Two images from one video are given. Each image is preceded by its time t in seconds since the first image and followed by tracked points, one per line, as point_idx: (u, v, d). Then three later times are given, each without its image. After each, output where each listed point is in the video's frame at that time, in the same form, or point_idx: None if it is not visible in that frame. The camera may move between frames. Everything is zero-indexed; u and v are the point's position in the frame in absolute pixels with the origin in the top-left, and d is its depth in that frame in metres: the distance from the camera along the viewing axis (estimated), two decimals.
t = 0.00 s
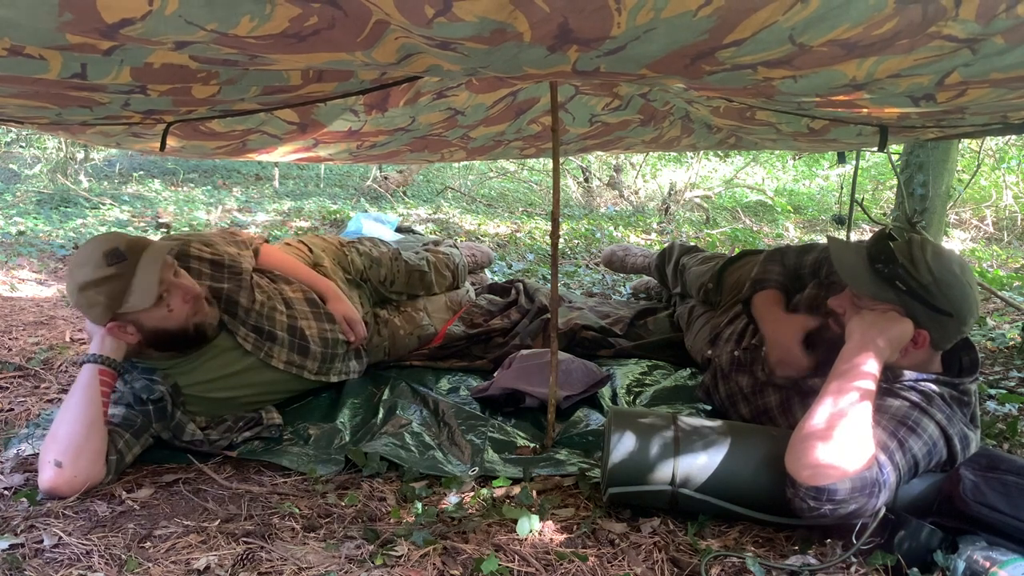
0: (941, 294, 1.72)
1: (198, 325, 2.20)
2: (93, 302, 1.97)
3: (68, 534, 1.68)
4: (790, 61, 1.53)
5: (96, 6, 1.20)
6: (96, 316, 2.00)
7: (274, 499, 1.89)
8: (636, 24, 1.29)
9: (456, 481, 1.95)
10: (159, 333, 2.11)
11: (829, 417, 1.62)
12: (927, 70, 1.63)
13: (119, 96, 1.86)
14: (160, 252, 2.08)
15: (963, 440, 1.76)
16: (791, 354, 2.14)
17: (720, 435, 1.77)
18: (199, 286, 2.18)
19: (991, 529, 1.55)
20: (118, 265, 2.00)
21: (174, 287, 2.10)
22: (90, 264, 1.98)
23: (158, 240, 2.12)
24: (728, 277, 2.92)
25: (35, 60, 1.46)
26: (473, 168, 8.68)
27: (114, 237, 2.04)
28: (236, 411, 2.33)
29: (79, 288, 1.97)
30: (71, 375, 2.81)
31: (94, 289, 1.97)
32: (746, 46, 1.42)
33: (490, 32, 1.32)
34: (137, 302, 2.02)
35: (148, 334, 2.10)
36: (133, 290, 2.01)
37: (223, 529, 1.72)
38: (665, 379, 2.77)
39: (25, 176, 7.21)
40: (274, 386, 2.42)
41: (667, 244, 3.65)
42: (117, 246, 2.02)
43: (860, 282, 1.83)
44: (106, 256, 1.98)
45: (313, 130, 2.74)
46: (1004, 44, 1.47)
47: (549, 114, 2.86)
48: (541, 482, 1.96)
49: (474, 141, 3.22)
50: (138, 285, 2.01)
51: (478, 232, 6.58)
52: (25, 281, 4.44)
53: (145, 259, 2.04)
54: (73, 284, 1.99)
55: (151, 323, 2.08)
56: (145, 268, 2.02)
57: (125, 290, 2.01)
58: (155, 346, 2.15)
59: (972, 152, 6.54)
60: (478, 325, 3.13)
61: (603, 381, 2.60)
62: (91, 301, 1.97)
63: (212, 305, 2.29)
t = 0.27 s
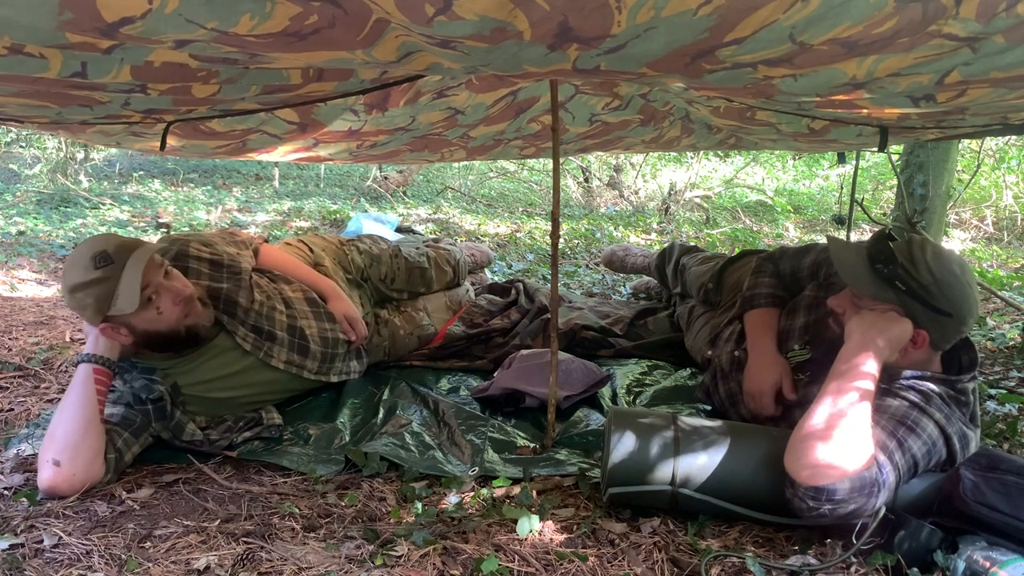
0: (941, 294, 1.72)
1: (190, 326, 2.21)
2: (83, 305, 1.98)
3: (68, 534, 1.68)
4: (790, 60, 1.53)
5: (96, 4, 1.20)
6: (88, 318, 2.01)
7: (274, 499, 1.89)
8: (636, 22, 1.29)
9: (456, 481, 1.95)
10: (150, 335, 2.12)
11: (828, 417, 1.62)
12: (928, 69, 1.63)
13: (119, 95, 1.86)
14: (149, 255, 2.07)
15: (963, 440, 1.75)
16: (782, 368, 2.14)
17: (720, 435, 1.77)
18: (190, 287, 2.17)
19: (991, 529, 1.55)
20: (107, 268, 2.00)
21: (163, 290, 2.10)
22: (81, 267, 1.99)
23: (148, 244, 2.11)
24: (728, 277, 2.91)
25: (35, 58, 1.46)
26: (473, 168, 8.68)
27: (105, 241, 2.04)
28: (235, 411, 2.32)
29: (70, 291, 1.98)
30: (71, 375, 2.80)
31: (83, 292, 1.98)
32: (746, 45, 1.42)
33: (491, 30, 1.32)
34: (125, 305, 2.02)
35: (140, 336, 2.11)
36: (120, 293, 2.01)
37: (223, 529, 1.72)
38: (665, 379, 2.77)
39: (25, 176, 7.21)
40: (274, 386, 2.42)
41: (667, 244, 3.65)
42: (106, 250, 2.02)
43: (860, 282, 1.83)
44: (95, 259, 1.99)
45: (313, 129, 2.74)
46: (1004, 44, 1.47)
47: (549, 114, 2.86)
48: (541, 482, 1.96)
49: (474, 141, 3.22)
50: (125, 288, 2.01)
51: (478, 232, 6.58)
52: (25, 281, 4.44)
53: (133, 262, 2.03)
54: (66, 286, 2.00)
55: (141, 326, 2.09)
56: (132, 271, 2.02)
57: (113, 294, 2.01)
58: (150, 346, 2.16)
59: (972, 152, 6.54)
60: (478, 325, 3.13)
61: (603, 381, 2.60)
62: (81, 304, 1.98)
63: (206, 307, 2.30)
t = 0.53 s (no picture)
0: (939, 294, 1.72)
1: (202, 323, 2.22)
2: (97, 305, 1.98)
3: (68, 534, 1.68)
4: (790, 59, 1.54)
5: (95, 2, 1.20)
6: (100, 319, 2.01)
7: (274, 499, 1.89)
8: (636, 21, 1.29)
9: (456, 481, 1.95)
10: (163, 333, 2.13)
11: (828, 417, 1.62)
12: (927, 68, 1.63)
13: (119, 95, 1.86)
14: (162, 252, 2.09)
15: (963, 440, 1.74)
16: (784, 368, 2.14)
17: (720, 435, 1.77)
18: (201, 284, 2.19)
19: (990, 529, 1.56)
20: (121, 267, 2.00)
21: (177, 287, 2.11)
22: (93, 267, 1.98)
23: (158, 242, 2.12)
24: (728, 277, 2.91)
25: (35, 57, 1.46)
26: (473, 168, 8.68)
27: (114, 240, 2.04)
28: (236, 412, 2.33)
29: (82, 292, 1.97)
30: (71, 375, 2.80)
31: (97, 292, 1.98)
32: (745, 44, 1.42)
33: (490, 29, 1.32)
34: (141, 303, 2.03)
35: (153, 334, 2.12)
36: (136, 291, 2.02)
37: (223, 529, 1.72)
38: (665, 379, 2.77)
39: (25, 176, 7.21)
40: (274, 386, 2.42)
41: (667, 244, 3.65)
42: (118, 249, 2.02)
43: (859, 282, 1.83)
44: (107, 258, 1.99)
45: (313, 129, 2.74)
46: (1003, 43, 1.47)
47: (549, 114, 2.86)
48: (541, 482, 1.96)
49: (473, 141, 3.22)
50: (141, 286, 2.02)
51: (478, 232, 6.58)
52: (25, 281, 4.44)
53: (147, 260, 2.04)
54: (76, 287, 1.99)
55: (155, 324, 2.09)
56: (147, 269, 2.03)
57: (127, 292, 2.02)
58: (160, 345, 2.16)
59: (972, 152, 6.55)
60: (478, 325, 3.13)
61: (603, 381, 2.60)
62: (95, 304, 1.98)
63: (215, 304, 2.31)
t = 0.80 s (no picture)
0: (939, 293, 1.72)
1: (210, 323, 2.22)
2: (110, 301, 1.99)
3: (68, 534, 1.68)
4: (790, 60, 1.53)
5: (95, 3, 1.20)
6: (111, 316, 2.01)
7: (274, 499, 1.89)
8: (636, 22, 1.30)
9: (456, 481, 1.95)
10: (172, 332, 2.13)
11: (828, 417, 1.62)
12: (927, 68, 1.63)
13: (119, 95, 1.86)
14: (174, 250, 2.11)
15: (963, 440, 1.74)
16: (784, 368, 2.14)
17: (720, 435, 1.77)
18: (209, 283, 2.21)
19: (991, 529, 1.56)
20: (134, 264, 2.02)
21: (188, 285, 2.13)
22: (105, 264, 1.99)
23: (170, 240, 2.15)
24: (728, 277, 2.91)
25: (35, 58, 1.46)
26: (473, 168, 8.68)
27: (126, 238, 2.05)
28: (236, 412, 2.33)
29: (94, 289, 1.98)
30: (71, 375, 2.80)
31: (110, 288, 1.99)
32: (745, 45, 1.42)
33: (490, 30, 1.32)
34: (154, 300, 2.04)
35: (162, 334, 2.12)
36: (150, 287, 2.04)
37: (223, 529, 1.72)
38: (665, 379, 2.77)
39: (25, 176, 7.21)
40: (275, 386, 2.42)
41: (667, 244, 3.65)
42: (130, 246, 2.03)
43: (860, 282, 1.83)
44: (121, 255, 2.01)
45: (313, 129, 2.74)
46: (1003, 43, 1.47)
47: (549, 114, 2.86)
48: (541, 482, 1.96)
49: (474, 141, 3.22)
50: (156, 283, 2.05)
51: (478, 232, 6.58)
52: (25, 281, 4.43)
53: (161, 259, 2.06)
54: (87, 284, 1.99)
55: (165, 322, 2.10)
56: (161, 266, 2.06)
57: (140, 289, 2.04)
58: (166, 346, 2.16)
59: (972, 152, 6.55)
60: (478, 325, 3.13)
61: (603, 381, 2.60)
62: (107, 301, 1.99)
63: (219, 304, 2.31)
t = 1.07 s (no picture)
0: (943, 288, 1.72)
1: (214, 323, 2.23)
2: (116, 301, 1.99)
3: (68, 534, 1.68)
4: (790, 59, 1.54)
5: (95, 3, 1.20)
6: (117, 316, 2.01)
7: (274, 499, 1.89)
8: (636, 21, 1.30)
9: (456, 481, 1.95)
10: (177, 331, 2.13)
11: (829, 417, 1.62)
12: (927, 68, 1.63)
13: (119, 95, 1.86)
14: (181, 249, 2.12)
15: (963, 440, 1.74)
16: (784, 368, 2.14)
17: (721, 435, 1.77)
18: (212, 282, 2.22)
19: (991, 529, 1.56)
20: (141, 263, 2.02)
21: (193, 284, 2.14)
22: (111, 264, 1.99)
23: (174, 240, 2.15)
24: (728, 277, 2.91)
25: (35, 58, 1.46)
26: (473, 168, 8.68)
27: (131, 237, 2.05)
28: (236, 412, 2.33)
29: (101, 289, 1.98)
30: (71, 375, 2.80)
31: (117, 289, 1.99)
32: (745, 44, 1.42)
33: (490, 29, 1.32)
34: (161, 300, 2.05)
35: (166, 333, 2.12)
36: (157, 287, 2.05)
37: (223, 529, 1.72)
38: (665, 379, 2.77)
39: (25, 176, 7.21)
40: (275, 386, 2.42)
41: (667, 244, 3.65)
42: (137, 245, 2.03)
43: (864, 281, 1.83)
44: (128, 254, 2.01)
45: (313, 129, 2.74)
46: (1003, 43, 1.47)
47: (549, 114, 2.86)
48: (541, 482, 1.96)
49: (473, 141, 3.22)
50: (163, 282, 2.06)
51: (478, 232, 6.58)
52: (25, 281, 4.43)
53: (168, 257, 2.08)
54: (93, 284, 1.98)
55: (171, 322, 2.10)
56: (169, 265, 2.07)
57: (147, 288, 2.04)
58: (169, 346, 2.15)
59: (972, 151, 6.55)
60: (478, 325, 3.13)
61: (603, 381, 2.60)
62: (114, 301, 1.99)
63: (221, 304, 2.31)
